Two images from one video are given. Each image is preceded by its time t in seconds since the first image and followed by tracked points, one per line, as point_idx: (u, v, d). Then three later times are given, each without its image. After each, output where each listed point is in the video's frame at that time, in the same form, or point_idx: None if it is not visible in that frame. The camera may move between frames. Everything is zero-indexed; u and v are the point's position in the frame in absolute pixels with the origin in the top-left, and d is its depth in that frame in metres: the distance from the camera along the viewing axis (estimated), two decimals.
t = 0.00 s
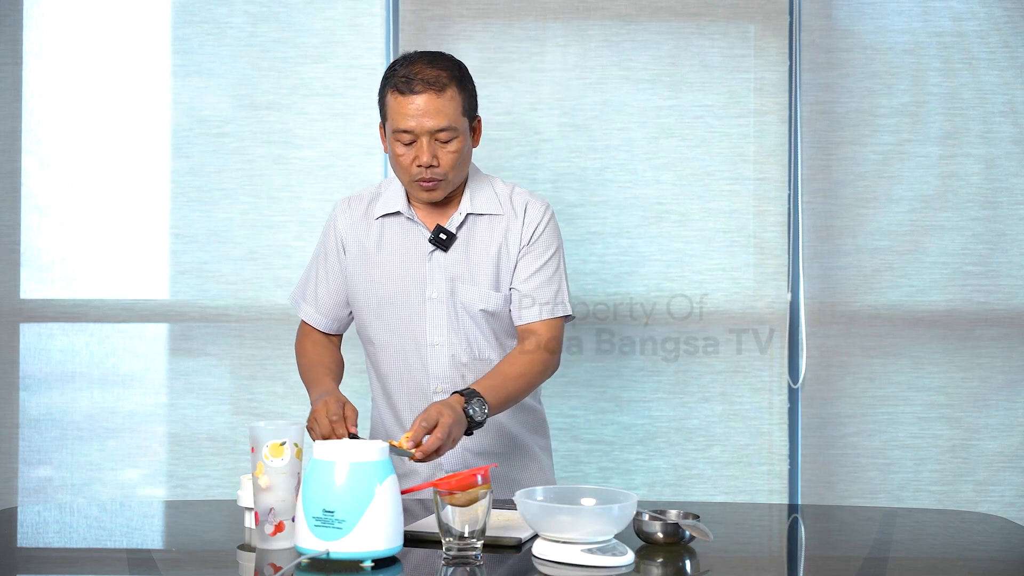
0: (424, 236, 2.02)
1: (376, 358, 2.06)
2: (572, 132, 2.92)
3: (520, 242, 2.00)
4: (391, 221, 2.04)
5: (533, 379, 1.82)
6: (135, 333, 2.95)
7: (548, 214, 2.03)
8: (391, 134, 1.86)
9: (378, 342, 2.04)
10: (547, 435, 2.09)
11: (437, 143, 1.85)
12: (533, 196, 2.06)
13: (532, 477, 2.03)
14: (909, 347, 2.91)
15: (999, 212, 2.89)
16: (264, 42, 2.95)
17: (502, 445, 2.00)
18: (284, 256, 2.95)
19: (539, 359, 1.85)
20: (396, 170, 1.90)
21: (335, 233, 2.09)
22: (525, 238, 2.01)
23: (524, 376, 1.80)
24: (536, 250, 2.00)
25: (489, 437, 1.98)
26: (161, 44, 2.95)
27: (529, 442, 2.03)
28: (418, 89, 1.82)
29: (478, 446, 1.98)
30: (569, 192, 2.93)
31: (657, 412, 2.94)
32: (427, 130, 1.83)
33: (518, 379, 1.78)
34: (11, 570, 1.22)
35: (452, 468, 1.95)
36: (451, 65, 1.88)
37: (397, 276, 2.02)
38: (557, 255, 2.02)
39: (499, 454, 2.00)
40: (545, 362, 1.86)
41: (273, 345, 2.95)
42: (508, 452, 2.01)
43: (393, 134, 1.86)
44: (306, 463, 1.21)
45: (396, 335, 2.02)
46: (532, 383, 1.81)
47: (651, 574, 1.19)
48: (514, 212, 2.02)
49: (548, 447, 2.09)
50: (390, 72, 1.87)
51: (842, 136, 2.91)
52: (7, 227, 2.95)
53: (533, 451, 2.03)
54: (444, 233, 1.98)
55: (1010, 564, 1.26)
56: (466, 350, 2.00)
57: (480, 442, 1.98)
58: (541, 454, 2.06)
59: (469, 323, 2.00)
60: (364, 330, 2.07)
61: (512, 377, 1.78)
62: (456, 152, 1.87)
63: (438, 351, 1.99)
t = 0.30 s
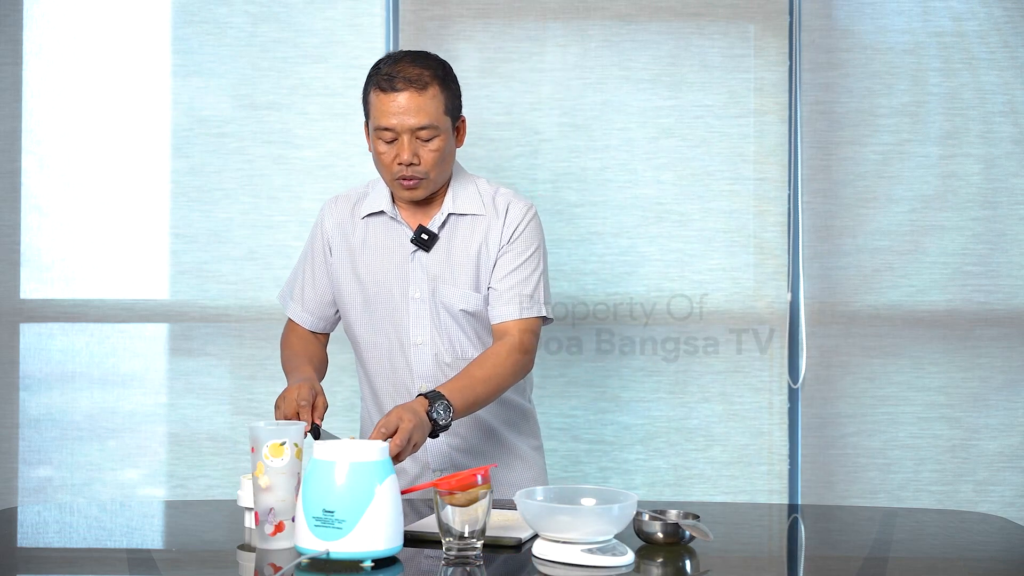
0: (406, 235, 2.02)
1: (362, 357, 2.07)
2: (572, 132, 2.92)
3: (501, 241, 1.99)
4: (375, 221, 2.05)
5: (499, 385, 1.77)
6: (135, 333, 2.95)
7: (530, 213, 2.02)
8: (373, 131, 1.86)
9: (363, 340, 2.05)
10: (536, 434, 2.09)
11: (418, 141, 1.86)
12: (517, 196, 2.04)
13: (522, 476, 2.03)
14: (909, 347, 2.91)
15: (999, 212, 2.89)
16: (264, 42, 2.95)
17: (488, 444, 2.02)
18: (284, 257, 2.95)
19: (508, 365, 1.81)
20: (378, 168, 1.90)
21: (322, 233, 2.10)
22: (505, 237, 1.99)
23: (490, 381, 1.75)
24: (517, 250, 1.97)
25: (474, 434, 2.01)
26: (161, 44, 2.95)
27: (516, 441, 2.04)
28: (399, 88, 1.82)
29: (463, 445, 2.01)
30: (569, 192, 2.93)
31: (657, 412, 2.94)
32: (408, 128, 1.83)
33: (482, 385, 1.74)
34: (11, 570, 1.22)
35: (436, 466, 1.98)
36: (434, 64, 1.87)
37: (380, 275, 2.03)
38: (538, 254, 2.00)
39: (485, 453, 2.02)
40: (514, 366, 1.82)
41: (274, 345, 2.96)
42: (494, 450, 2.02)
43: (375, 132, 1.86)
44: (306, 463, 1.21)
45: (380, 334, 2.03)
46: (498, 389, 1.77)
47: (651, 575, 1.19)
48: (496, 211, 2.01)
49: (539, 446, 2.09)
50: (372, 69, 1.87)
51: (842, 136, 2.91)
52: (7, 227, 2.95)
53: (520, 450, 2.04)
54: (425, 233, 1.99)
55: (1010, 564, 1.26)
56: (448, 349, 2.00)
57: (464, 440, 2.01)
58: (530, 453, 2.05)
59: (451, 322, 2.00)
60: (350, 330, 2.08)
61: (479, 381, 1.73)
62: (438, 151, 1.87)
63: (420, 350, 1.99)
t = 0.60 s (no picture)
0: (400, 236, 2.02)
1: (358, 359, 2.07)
2: (572, 132, 2.92)
3: (496, 241, 1.99)
4: (369, 222, 2.05)
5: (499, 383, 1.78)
6: (135, 333, 2.95)
7: (524, 213, 2.02)
8: (367, 133, 1.86)
9: (359, 343, 2.05)
10: (533, 434, 2.08)
11: (412, 142, 1.86)
12: (510, 196, 2.04)
13: (519, 476, 2.03)
14: (909, 347, 2.91)
15: (999, 212, 2.89)
16: (264, 42, 2.95)
17: (484, 444, 2.02)
18: (284, 257, 2.95)
19: (505, 363, 1.81)
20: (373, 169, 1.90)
21: (316, 236, 2.10)
22: (499, 237, 1.99)
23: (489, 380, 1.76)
24: (512, 249, 1.98)
25: (470, 435, 2.01)
26: (161, 43, 2.95)
27: (512, 441, 2.04)
28: (393, 89, 1.83)
29: (460, 445, 2.00)
30: (569, 192, 2.93)
31: (657, 412, 2.94)
32: (403, 129, 1.83)
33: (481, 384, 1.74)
34: (11, 570, 1.22)
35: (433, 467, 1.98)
36: (427, 64, 1.88)
37: (375, 277, 2.02)
38: (533, 254, 2.00)
39: (481, 453, 2.02)
40: (512, 364, 1.82)
41: (274, 345, 2.95)
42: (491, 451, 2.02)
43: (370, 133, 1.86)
44: (306, 463, 1.21)
45: (376, 335, 2.03)
46: (498, 387, 1.77)
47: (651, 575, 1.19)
48: (489, 211, 2.01)
49: (536, 445, 2.09)
50: (365, 71, 1.88)
51: (842, 136, 2.91)
52: (7, 227, 2.95)
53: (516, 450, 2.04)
54: (419, 233, 1.99)
55: (1010, 564, 1.26)
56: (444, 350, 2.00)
57: (461, 441, 2.00)
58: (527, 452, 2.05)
59: (446, 322, 2.00)
60: (345, 332, 2.08)
61: (477, 380, 1.74)
62: (432, 151, 1.87)
63: (416, 351, 1.99)
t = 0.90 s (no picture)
0: (399, 237, 2.02)
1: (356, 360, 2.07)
2: (572, 132, 2.92)
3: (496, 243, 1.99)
4: (368, 223, 2.05)
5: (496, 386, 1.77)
6: (135, 333, 2.95)
7: (522, 214, 2.02)
8: (370, 132, 1.86)
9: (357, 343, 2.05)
10: (530, 434, 2.08)
11: (415, 142, 1.86)
12: (508, 197, 2.05)
13: (516, 476, 2.03)
14: (909, 347, 2.91)
15: (999, 212, 2.89)
16: (264, 42, 2.95)
17: (481, 445, 2.02)
18: (284, 257, 2.95)
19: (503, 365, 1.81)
20: (374, 169, 1.90)
21: (314, 236, 2.10)
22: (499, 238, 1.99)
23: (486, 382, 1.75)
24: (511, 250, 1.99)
25: (468, 436, 2.01)
26: (161, 43, 2.95)
27: (509, 441, 2.04)
28: (396, 88, 1.83)
29: (457, 445, 2.01)
30: (569, 192, 2.93)
31: (657, 412, 2.94)
32: (406, 128, 1.83)
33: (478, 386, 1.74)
34: (11, 570, 1.22)
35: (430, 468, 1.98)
36: (431, 64, 1.88)
37: (373, 277, 2.02)
38: (531, 254, 2.00)
39: (478, 454, 2.02)
40: (510, 367, 1.82)
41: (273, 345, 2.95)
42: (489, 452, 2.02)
43: (372, 132, 1.86)
44: (306, 463, 1.21)
45: (375, 336, 2.03)
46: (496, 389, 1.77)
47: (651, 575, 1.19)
48: (487, 212, 2.01)
49: (534, 446, 2.09)
50: (368, 70, 1.88)
51: (842, 136, 2.91)
52: (7, 227, 2.95)
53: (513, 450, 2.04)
54: (419, 234, 1.99)
55: (1010, 564, 1.26)
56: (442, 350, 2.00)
57: (459, 441, 2.00)
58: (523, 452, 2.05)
59: (445, 323, 2.00)
60: (344, 333, 2.08)
61: (474, 382, 1.74)
62: (435, 151, 1.87)
63: (414, 352, 1.99)
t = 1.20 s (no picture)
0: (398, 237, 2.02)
1: (355, 361, 2.06)
2: (572, 132, 2.92)
3: (495, 242, 1.99)
4: (365, 223, 2.04)
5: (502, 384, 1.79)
6: (135, 333, 2.95)
7: (521, 214, 2.03)
8: (379, 131, 1.86)
9: (356, 343, 2.05)
10: (529, 433, 2.09)
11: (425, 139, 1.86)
12: (506, 197, 2.05)
13: (518, 477, 2.03)
14: (909, 347, 2.91)
15: (999, 212, 2.89)
16: (264, 42, 2.95)
17: (482, 444, 2.02)
18: (284, 257, 2.95)
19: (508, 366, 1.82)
20: (383, 168, 1.90)
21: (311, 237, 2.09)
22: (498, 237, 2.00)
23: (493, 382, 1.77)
24: (511, 249, 1.99)
25: (470, 437, 2.00)
26: (161, 44, 2.95)
27: (509, 440, 2.04)
28: (405, 85, 1.83)
29: (458, 445, 2.00)
30: (569, 192, 2.93)
31: (657, 412, 2.94)
32: (418, 126, 1.83)
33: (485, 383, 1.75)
34: (11, 570, 1.22)
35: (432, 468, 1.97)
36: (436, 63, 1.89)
37: (372, 278, 2.02)
38: (530, 253, 2.00)
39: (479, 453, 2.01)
40: (515, 365, 1.83)
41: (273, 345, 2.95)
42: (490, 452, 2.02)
43: (381, 131, 1.85)
44: (306, 463, 1.21)
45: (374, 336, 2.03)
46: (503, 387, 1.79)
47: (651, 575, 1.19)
48: (486, 212, 2.01)
49: (533, 445, 2.09)
50: (373, 68, 1.88)
51: (842, 136, 2.91)
52: (7, 227, 2.95)
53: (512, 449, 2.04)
54: (418, 233, 1.98)
55: (1010, 564, 1.26)
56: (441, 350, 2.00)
57: (460, 441, 2.00)
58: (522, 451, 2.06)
59: (443, 323, 2.00)
60: (343, 333, 2.07)
61: (482, 382, 1.75)
62: (445, 148, 1.87)
63: (413, 351, 1.99)
